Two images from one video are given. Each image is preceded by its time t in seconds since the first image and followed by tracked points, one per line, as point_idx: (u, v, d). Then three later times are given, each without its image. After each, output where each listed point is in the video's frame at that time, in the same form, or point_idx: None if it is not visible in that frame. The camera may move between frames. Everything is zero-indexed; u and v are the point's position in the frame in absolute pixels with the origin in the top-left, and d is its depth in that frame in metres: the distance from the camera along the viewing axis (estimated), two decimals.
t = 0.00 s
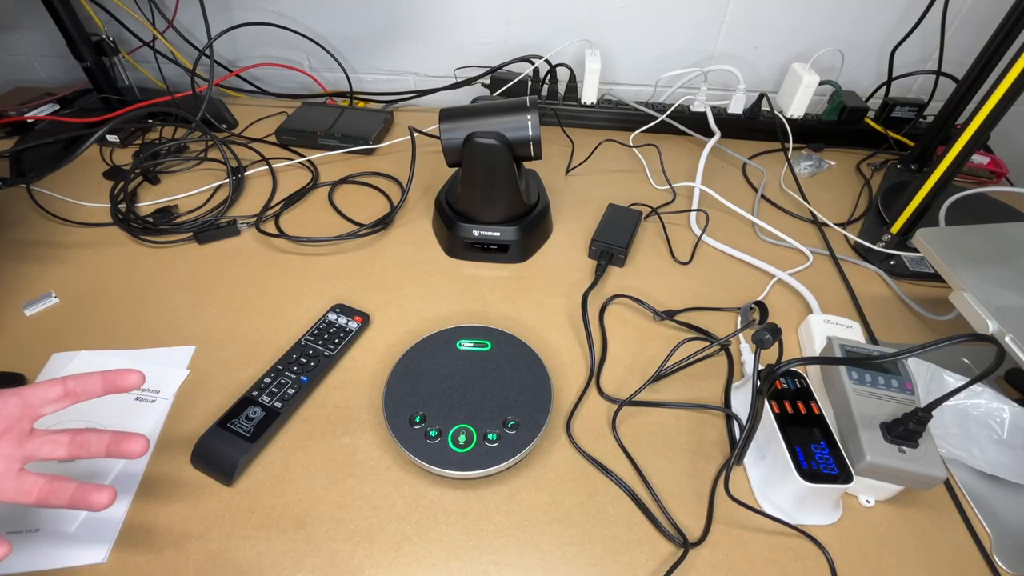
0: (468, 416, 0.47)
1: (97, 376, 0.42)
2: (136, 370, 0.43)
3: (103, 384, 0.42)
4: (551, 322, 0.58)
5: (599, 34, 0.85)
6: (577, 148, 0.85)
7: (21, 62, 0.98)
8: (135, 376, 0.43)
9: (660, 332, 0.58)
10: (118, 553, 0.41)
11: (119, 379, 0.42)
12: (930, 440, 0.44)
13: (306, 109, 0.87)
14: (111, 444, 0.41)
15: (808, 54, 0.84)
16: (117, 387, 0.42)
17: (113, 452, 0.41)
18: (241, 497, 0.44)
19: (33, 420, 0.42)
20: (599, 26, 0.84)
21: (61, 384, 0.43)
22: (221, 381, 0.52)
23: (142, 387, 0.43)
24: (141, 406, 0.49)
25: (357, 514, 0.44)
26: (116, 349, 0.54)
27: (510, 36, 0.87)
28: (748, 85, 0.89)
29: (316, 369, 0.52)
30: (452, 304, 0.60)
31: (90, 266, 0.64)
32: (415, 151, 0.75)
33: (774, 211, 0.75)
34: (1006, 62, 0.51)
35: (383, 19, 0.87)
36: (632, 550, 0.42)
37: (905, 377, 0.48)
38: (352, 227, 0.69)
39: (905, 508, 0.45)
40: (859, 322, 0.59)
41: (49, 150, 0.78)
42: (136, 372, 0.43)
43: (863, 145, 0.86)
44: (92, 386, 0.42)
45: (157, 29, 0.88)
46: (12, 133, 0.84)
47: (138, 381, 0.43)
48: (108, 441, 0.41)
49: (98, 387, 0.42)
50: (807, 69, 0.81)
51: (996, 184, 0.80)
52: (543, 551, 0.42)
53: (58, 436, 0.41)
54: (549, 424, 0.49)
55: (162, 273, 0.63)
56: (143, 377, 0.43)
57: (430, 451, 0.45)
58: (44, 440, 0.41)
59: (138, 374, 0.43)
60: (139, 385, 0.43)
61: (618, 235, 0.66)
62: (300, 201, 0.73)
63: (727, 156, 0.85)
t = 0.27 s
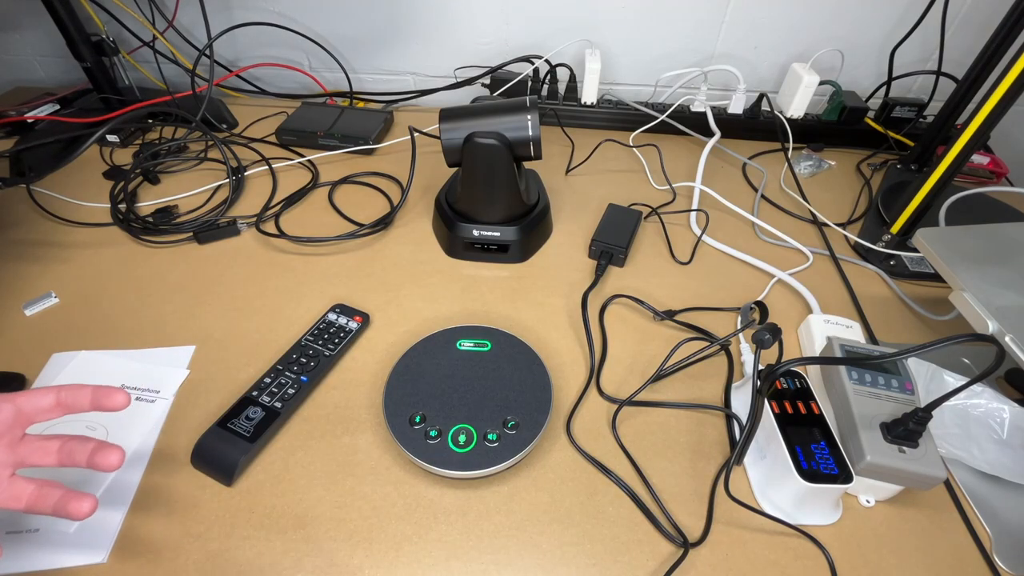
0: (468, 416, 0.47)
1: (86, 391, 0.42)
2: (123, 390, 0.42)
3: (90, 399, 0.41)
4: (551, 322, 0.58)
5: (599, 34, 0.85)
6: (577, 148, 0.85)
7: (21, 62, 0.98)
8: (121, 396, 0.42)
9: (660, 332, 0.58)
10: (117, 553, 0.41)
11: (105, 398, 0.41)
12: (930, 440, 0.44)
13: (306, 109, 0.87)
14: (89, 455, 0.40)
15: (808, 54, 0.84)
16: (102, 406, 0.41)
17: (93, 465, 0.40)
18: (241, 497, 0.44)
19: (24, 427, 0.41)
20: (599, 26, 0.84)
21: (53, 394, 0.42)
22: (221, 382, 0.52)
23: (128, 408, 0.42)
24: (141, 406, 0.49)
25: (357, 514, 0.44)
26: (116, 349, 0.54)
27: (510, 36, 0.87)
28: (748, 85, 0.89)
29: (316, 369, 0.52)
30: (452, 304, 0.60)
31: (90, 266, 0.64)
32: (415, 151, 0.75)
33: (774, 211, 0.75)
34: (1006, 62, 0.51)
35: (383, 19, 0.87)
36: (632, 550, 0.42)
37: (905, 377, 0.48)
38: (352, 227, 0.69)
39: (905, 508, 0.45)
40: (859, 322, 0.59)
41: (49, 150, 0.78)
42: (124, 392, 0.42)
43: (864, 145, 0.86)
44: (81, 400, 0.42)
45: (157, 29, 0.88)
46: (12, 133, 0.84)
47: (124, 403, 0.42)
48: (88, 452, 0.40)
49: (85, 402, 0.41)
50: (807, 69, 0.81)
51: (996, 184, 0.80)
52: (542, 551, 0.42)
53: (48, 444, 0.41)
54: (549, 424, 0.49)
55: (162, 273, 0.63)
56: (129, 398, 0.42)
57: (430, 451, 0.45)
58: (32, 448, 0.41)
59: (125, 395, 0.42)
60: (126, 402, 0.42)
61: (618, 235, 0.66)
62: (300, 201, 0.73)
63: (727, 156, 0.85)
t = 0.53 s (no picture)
0: (468, 416, 0.47)
1: (83, 423, 0.41)
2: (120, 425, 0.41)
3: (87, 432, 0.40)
4: (551, 322, 0.58)
5: (599, 34, 0.85)
6: (577, 148, 0.85)
7: (21, 62, 0.98)
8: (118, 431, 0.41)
9: (659, 332, 0.58)
10: (117, 554, 0.41)
11: (101, 432, 0.41)
12: (930, 440, 0.44)
13: (306, 109, 0.87)
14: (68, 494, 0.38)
15: (808, 54, 0.84)
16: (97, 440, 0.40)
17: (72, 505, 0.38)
18: (241, 497, 0.44)
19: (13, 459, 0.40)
20: (599, 26, 0.84)
21: (48, 424, 0.40)
22: (221, 382, 0.52)
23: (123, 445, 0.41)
24: (141, 406, 0.49)
25: (357, 514, 0.44)
26: (116, 349, 0.54)
27: (510, 36, 0.87)
28: (748, 85, 0.89)
29: (316, 369, 0.52)
30: (452, 304, 0.60)
31: (90, 266, 0.64)
32: (415, 151, 0.75)
33: (774, 211, 0.75)
34: (1006, 62, 0.51)
35: (383, 19, 0.87)
36: (632, 550, 0.42)
37: (905, 377, 0.48)
38: (352, 227, 0.69)
39: (905, 507, 0.45)
40: (859, 322, 0.59)
41: (49, 150, 0.78)
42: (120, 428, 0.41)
43: (864, 145, 0.86)
44: (77, 432, 0.41)
45: (157, 29, 0.88)
46: (12, 133, 0.84)
47: (120, 438, 0.41)
48: (71, 488, 0.39)
49: (81, 434, 0.40)
50: (807, 69, 0.81)
51: (996, 184, 0.80)
52: (542, 551, 0.42)
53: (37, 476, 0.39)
54: (549, 424, 0.49)
55: (162, 273, 0.63)
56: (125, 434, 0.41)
57: (430, 451, 0.45)
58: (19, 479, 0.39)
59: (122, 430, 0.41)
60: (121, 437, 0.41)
61: (618, 235, 0.66)
62: (300, 201, 0.73)
63: (727, 156, 0.85)
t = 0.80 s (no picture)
0: (468, 417, 0.47)
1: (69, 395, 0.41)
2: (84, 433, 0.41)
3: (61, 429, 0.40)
4: (551, 322, 0.58)
5: (599, 34, 0.85)
6: (577, 148, 0.85)
7: (21, 62, 0.98)
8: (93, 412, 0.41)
9: (659, 332, 0.58)
10: (117, 554, 0.41)
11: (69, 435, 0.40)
12: (930, 440, 0.44)
13: (306, 109, 0.87)
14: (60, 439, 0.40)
15: (808, 54, 0.84)
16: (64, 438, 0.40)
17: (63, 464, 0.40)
18: (241, 497, 0.44)
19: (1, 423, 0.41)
20: (599, 26, 0.84)
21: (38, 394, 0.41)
22: (221, 381, 0.52)
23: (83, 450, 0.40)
24: (141, 406, 0.49)
25: (357, 514, 0.44)
26: (116, 349, 0.54)
27: (510, 36, 0.87)
28: (748, 85, 0.89)
29: (316, 369, 0.52)
30: (452, 304, 0.60)
31: (90, 266, 0.64)
32: (415, 151, 0.75)
33: (774, 211, 0.75)
34: (1006, 62, 0.51)
35: (383, 19, 0.87)
36: (632, 550, 0.42)
37: (905, 377, 0.48)
38: (352, 227, 0.69)
39: (905, 507, 0.45)
40: (859, 322, 0.59)
41: (49, 150, 0.78)
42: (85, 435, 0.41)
43: (864, 145, 0.86)
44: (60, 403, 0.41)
45: (157, 29, 0.88)
46: (12, 133, 0.84)
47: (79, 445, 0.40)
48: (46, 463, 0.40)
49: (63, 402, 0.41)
50: (807, 69, 0.81)
51: (995, 184, 0.80)
52: (542, 551, 0.42)
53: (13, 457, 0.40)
54: (549, 424, 0.49)
55: (162, 273, 0.63)
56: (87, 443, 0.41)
57: (430, 451, 0.45)
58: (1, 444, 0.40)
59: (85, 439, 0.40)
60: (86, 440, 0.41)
61: (617, 235, 0.66)
62: (300, 201, 0.73)
63: (727, 156, 0.85)
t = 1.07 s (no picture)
0: (468, 416, 0.47)
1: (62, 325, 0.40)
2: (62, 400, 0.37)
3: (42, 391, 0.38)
4: (551, 322, 0.58)
5: (598, 34, 0.85)
6: (577, 148, 0.85)
7: (21, 62, 0.98)
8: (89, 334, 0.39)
9: (659, 332, 0.58)
10: (117, 553, 0.41)
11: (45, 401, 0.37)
12: (930, 440, 0.44)
13: (306, 109, 0.87)
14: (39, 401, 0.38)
15: (808, 54, 0.84)
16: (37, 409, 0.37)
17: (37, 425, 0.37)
18: (241, 497, 0.44)
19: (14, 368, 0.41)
20: (599, 26, 0.84)
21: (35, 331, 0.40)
22: (221, 381, 0.52)
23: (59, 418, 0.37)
24: (141, 406, 0.49)
25: (357, 514, 0.44)
26: (116, 349, 0.54)
27: (510, 36, 0.87)
28: (748, 85, 0.89)
29: (316, 369, 0.52)
30: (452, 304, 0.60)
31: (90, 266, 0.64)
32: (415, 151, 0.75)
33: (774, 211, 0.75)
34: (1006, 62, 0.51)
35: (383, 19, 0.87)
36: (633, 550, 0.42)
37: (905, 377, 0.48)
38: (352, 227, 0.69)
39: (905, 507, 0.45)
40: (859, 322, 0.59)
41: (49, 150, 0.78)
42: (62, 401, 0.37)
43: (864, 145, 0.86)
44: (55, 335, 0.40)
45: (157, 29, 0.88)
46: (12, 133, 0.84)
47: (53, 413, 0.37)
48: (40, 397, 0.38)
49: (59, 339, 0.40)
50: (807, 69, 0.81)
51: (995, 184, 0.80)
52: (542, 551, 0.42)
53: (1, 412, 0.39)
54: (549, 424, 0.49)
55: (162, 273, 0.63)
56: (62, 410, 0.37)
57: (430, 451, 0.45)
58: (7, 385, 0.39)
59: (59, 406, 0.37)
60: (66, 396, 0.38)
61: (617, 235, 0.66)
62: (300, 201, 0.73)
63: (727, 156, 0.85)
